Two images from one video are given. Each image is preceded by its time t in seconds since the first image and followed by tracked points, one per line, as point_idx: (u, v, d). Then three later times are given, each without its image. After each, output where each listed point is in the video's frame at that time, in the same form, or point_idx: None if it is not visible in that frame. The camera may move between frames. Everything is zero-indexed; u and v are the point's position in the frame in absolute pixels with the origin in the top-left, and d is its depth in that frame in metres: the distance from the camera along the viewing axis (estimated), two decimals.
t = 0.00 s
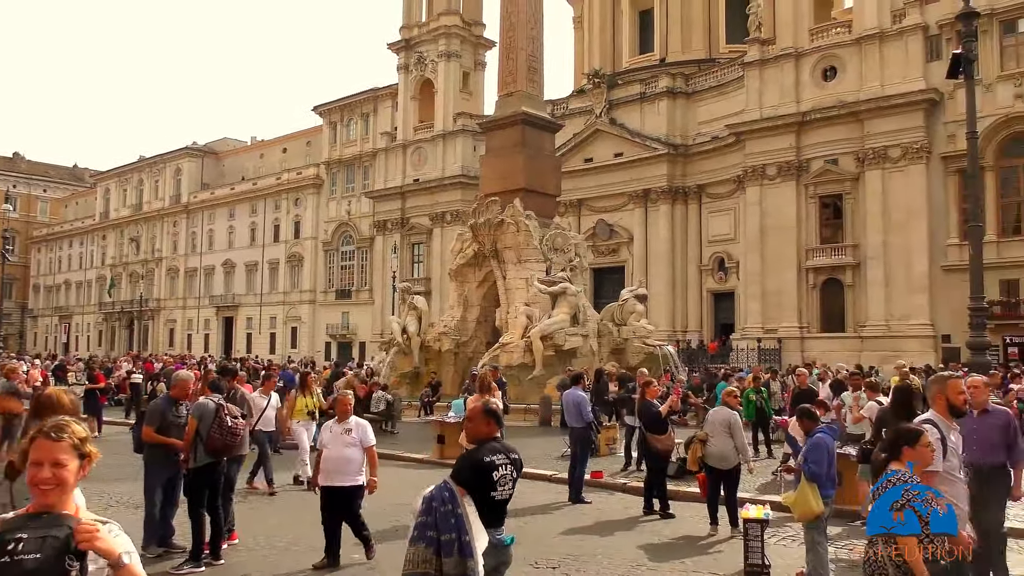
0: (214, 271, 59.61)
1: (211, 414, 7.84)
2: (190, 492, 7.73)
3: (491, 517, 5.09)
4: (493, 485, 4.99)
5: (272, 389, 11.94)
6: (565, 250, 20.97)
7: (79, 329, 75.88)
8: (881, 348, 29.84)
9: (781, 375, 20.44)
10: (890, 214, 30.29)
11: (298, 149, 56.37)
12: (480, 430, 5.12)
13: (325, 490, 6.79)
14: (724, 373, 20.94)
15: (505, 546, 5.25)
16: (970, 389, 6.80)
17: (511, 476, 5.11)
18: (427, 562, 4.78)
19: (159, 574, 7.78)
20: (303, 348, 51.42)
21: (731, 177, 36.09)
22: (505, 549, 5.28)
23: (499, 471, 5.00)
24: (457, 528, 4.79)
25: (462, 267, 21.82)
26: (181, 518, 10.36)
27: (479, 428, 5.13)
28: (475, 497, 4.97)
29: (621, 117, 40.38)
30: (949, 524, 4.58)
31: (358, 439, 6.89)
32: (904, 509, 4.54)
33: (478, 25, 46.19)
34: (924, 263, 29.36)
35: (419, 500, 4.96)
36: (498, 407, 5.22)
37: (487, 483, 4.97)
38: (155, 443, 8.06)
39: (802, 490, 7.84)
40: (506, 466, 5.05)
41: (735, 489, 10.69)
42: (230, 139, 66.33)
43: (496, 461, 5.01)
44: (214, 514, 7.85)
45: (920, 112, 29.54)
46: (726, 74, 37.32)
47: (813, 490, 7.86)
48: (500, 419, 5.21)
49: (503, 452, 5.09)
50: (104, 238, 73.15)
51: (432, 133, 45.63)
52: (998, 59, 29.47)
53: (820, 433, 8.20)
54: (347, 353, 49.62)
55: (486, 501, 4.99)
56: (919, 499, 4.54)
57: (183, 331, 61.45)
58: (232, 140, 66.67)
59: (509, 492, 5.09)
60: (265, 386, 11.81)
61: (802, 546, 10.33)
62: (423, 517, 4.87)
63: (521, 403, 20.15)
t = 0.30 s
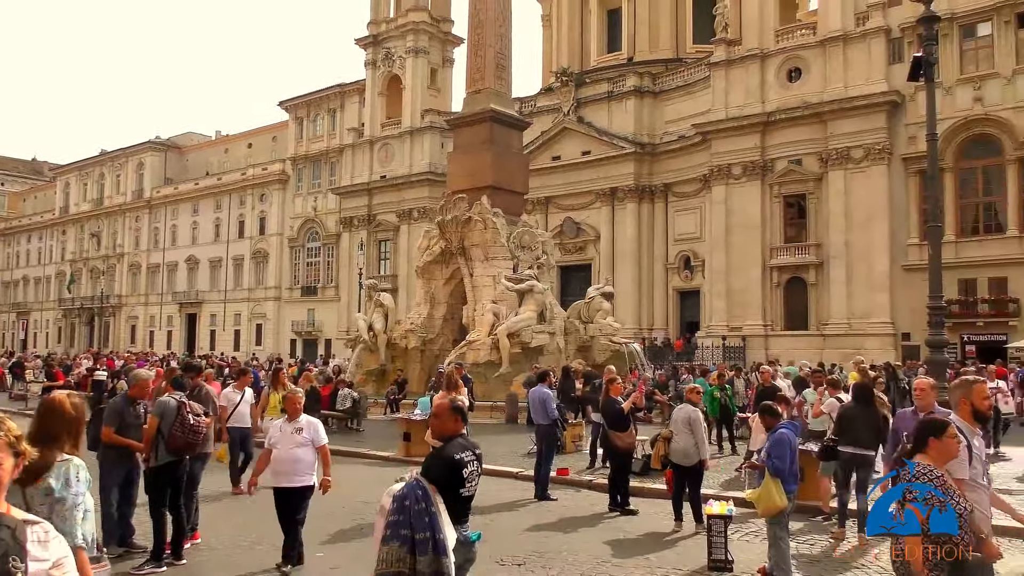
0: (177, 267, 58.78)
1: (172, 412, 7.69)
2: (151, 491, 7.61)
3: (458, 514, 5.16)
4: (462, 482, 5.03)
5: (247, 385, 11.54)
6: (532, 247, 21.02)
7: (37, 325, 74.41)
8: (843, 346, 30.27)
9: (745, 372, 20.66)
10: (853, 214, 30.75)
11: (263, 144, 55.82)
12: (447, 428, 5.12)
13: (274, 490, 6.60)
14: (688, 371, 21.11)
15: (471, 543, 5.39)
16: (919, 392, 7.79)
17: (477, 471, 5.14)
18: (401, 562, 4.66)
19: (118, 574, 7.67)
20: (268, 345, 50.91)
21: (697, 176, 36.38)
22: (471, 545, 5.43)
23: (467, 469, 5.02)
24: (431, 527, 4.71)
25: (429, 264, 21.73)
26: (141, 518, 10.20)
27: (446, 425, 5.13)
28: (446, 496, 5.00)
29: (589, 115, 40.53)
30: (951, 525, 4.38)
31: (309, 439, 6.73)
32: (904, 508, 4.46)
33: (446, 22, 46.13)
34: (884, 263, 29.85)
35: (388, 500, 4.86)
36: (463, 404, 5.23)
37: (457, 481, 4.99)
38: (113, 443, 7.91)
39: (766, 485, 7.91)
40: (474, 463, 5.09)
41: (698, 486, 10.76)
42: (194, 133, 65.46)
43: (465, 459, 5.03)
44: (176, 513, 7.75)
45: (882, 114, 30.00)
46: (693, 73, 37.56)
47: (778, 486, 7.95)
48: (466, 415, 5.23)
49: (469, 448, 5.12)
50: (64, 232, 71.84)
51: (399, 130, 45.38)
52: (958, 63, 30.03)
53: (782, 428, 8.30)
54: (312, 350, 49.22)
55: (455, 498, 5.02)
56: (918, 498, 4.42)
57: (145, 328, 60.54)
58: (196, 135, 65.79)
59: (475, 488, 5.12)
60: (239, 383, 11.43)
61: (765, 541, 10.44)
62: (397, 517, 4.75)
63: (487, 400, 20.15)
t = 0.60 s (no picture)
0: (130, 264, 57.70)
1: (123, 412, 7.48)
2: (103, 490, 7.49)
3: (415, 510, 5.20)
4: (421, 479, 5.04)
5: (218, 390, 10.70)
6: (491, 246, 21.03)
7: None
8: (797, 345, 30.75)
9: (700, 371, 20.87)
10: (808, 214, 31.28)
11: (219, 141, 55.05)
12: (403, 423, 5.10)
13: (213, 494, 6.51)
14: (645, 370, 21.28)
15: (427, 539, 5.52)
16: (849, 388, 6.73)
17: (431, 469, 5.15)
18: (372, 564, 4.52)
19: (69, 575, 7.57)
20: (223, 344, 50.22)
21: (656, 176, 36.66)
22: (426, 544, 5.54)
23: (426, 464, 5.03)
24: (399, 526, 4.59)
25: (388, 263, 21.60)
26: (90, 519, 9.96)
27: (403, 421, 5.10)
28: (405, 493, 4.99)
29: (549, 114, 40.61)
30: (951, 525, 3.88)
31: (250, 442, 6.61)
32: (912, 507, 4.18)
33: (405, 19, 46.19)
34: (838, 263, 30.36)
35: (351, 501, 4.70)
36: (415, 400, 5.21)
37: (418, 477, 4.98)
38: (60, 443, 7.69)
39: (719, 482, 8.02)
40: (429, 457, 5.10)
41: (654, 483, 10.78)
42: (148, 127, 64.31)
43: (423, 455, 5.02)
44: (128, 513, 7.66)
45: (836, 117, 30.53)
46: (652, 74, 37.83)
47: (730, 483, 8.03)
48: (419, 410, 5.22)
49: (424, 443, 5.13)
50: (11, 228, 70.07)
51: (358, 127, 45.11)
52: (909, 67, 30.65)
53: (735, 426, 8.35)
54: (269, 349, 48.65)
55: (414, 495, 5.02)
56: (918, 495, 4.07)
57: (97, 326, 59.33)
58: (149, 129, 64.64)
59: (428, 486, 5.15)
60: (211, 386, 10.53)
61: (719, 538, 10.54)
62: (364, 519, 4.59)
63: (446, 399, 20.09)
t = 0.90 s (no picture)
0: (93, 261, 56.80)
1: (87, 411, 7.27)
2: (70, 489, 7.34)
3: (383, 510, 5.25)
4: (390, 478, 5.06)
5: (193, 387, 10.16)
6: (461, 244, 20.94)
7: None
8: (763, 344, 31.10)
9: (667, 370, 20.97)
10: (774, 214, 31.63)
11: (184, 137, 54.40)
12: (367, 423, 5.02)
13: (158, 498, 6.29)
14: (612, 369, 21.37)
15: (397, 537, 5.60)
16: (785, 388, 6.25)
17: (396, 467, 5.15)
18: (350, 566, 4.51)
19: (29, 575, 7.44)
20: (188, 342, 49.65)
21: (624, 176, 36.85)
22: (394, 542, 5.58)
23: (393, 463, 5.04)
24: (374, 527, 4.59)
25: (356, 261, 21.49)
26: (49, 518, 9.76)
27: (367, 423, 5.02)
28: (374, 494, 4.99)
29: (519, 113, 40.62)
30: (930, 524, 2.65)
31: (197, 442, 6.38)
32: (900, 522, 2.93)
33: (374, 16, 46.06)
34: (803, 264, 30.72)
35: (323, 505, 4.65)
36: (377, 400, 5.15)
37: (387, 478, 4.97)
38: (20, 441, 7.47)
39: (682, 481, 8.05)
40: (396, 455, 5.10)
41: (621, 482, 10.82)
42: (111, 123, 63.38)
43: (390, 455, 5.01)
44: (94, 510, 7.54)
45: (801, 119, 30.91)
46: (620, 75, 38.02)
47: (693, 482, 8.10)
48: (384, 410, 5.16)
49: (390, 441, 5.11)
50: None
51: (327, 124, 44.90)
52: (873, 71, 31.09)
53: (702, 426, 8.41)
54: (235, 348, 48.17)
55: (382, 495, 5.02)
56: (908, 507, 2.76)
57: (58, 323, 58.33)
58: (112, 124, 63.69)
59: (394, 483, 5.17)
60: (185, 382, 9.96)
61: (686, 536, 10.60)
62: (340, 522, 4.55)
63: (415, 398, 20.02)
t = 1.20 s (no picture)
0: (48, 258, 55.64)
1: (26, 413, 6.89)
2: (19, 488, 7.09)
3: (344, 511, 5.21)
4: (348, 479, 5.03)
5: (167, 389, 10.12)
6: (425, 244, 20.85)
7: None
8: (725, 345, 31.46)
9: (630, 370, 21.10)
10: (736, 216, 31.96)
11: (143, 132, 53.62)
12: (323, 422, 4.97)
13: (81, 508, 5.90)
14: (574, 369, 21.47)
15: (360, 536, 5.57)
16: (722, 392, 6.24)
17: (354, 466, 5.09)
18: (316, 568, 4.43)
19: None
20: (147, 341, 48.90)
21: (588, 177, 37.02)
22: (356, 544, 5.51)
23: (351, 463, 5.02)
24: (337, 526, 4.54)
25: (319, 260, 21.32)
26: None
27: (321, 423, 4.97)
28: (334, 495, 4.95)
29: (483, 113, 40.57)
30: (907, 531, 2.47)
31: (122, 448, 6.04)
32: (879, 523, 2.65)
33: (339, 13, 45.94)
34: (764, 265, 31.11)
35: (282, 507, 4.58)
36: (331, 400, 5.10)
37: (343, 479, 4.95)
38: None
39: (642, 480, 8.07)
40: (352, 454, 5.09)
41: (584, 481, 10.83)
42: (68, 118, 62.19)
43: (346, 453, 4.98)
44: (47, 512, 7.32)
45: (763, 122, 31.28)
46: (585, 76, 38.18)
47: (652, 481, 8.11)
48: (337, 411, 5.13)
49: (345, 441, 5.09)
50: None
51: (290, 122, 44.56)
52: (833, 75, 31.53)
53: (663, 426, 8.46)
54: (195, 347, 47.54)
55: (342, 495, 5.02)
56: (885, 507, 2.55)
57: (12, 322, 57.07)
58: (69, 119, 62.49)
59: (353, 483, 5.10)
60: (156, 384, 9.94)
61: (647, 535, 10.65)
62: (302, 524, 4.47)
63: (378, 398, 19.92)
